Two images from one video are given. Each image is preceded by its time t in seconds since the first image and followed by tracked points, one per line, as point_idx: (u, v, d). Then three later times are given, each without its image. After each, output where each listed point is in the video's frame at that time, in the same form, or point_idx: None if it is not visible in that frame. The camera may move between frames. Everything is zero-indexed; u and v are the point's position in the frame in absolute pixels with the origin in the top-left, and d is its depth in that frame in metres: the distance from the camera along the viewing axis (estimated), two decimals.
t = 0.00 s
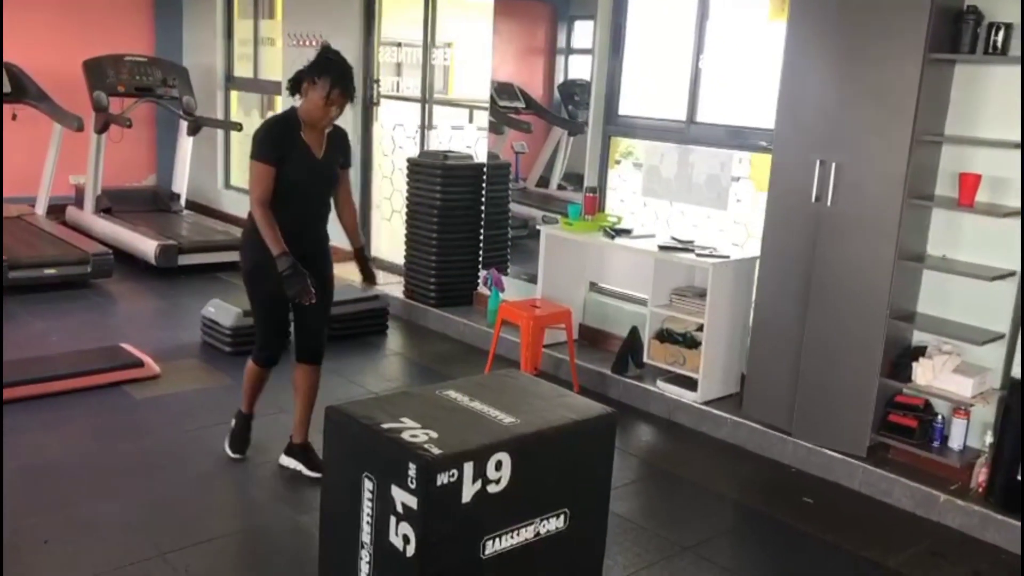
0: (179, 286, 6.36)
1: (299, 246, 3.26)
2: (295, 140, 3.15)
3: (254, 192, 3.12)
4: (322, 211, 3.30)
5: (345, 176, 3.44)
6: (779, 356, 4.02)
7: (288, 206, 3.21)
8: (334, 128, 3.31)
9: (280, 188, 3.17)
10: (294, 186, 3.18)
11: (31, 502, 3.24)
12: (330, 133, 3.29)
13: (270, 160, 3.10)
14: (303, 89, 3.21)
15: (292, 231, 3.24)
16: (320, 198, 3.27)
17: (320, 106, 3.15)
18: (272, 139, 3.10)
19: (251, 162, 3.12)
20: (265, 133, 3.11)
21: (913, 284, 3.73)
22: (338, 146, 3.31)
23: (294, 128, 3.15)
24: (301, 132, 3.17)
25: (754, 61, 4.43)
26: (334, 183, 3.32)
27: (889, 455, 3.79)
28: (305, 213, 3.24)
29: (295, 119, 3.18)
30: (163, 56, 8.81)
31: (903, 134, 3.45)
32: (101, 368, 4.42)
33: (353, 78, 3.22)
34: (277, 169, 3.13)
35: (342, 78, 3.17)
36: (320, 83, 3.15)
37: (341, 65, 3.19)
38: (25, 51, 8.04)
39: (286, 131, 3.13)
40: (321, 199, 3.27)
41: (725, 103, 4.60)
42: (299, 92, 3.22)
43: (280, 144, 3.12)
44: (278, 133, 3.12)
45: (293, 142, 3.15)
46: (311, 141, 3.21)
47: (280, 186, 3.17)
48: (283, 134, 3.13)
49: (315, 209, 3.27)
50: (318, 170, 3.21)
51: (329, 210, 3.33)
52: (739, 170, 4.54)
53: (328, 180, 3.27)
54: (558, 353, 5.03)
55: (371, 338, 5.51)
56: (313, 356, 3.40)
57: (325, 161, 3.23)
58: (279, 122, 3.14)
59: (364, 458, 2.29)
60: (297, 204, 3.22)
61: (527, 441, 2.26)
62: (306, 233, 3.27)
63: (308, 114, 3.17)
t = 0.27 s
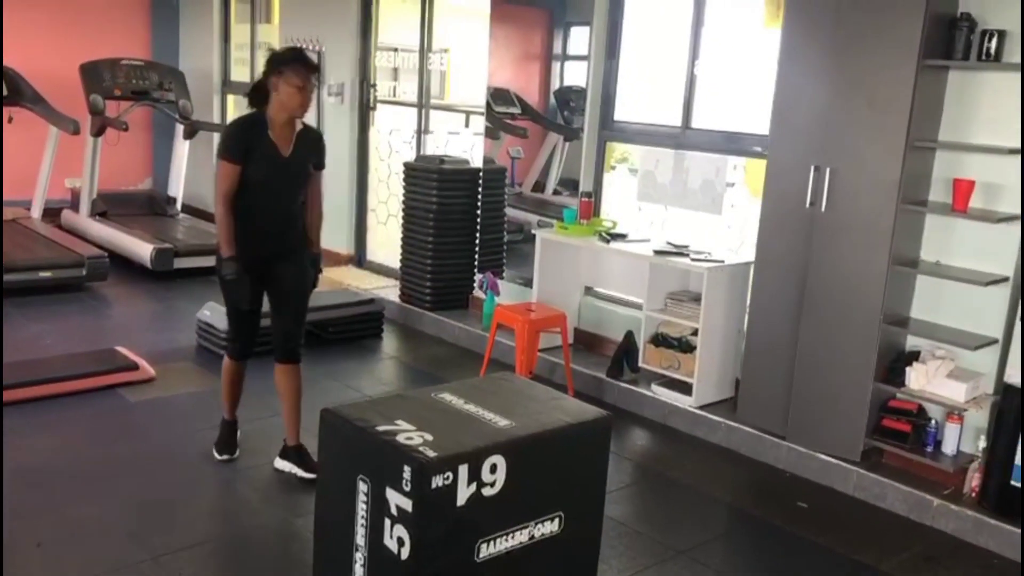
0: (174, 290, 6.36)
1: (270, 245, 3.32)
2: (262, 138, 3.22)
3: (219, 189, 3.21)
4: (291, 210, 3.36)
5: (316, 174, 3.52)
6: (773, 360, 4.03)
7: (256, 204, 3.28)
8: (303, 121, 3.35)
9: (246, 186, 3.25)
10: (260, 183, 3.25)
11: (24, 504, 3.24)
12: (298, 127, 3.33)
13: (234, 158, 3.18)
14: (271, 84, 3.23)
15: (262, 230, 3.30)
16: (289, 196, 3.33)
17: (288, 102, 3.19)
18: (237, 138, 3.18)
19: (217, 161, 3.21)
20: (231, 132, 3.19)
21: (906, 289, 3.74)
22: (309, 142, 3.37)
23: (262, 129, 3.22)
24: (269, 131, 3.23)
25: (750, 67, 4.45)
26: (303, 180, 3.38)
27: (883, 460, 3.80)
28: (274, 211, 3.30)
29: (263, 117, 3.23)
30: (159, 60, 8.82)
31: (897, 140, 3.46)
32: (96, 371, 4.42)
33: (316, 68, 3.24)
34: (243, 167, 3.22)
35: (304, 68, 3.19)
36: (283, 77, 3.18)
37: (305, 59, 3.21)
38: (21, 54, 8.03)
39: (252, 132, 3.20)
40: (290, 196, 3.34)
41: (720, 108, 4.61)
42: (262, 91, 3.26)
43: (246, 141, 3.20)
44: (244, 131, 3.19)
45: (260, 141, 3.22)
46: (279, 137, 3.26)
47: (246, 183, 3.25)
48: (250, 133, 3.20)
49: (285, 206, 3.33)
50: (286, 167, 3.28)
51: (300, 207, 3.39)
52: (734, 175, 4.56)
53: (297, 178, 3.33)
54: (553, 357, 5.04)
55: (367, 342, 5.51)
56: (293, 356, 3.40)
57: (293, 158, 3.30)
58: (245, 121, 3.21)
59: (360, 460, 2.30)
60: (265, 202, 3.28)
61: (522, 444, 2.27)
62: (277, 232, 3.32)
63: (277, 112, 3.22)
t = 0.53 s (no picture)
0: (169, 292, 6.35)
1: (244, 244, 3.31)
2: (229, 137, 3.24)
3: (185, 189, 3.26)
4: (266, 209, 3.34)
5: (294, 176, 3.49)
6: (769, 367, 4.03)
7: (228, 203, 3.28)
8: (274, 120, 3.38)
9: (215, 186, 3.27)
10: (230, 182, 3.27)
11: (15, 505, 3.22)
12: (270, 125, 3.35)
13: (201, 158, 3.21)
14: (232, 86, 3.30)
15: (236, 230, 3.29)
16: (262, 195, 3.32)
17: (248, 96, 3.24)
18: (206, 138, 3.21)
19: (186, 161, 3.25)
20: (200, 133, 3.22)
21: (902, 297, 3.75)
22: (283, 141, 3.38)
23: (230, 129, 3.26)
24: (236, 130, 3.27)
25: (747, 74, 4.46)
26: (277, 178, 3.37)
27: (878, 467, 3.80)
28: (247, 210, 3.30)
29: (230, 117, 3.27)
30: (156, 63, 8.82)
31: (893, 148, 3.47)
32: (90, 372, 4.40)
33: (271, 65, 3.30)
34: (211, 167, 3.25)
35: (258, 62, 3.26)
36: (238, 73, 3.25)
37: (261, 57, 3.28)
38: (18, 55, 8.02)
39: (220, 132, 3.23)
40: (263, 194, 3.33)
41: (717, 115, 4.62)
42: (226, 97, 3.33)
43: (214, 141, 3.22)
44: (213, 131, 3.22)
45: (228, 140, 3.24)
46: (248, 135, 3.29)
47: (215, 183, 3.27)
48: (219, 132, 3.23)
49: (260, 205, 3.32)
50: (255, 165, 3.29)
51: (276, 206, 3.39)
52: (730, 182, 4.57)
53: (268, 175, 3.33)
54: (549, 362, 5.03)
55: (361, 346, 5.50)
56: (281, 357, 3.42)
57: (262, 155, 3.31)
58: (213, 122, 3.24)
59: (353, 462, 2.29)
60: (235, 201, 3.28)
61: (516, 447, 2.26)
62: (251, 231, 3.31)
63: (243, 112, 3.27)
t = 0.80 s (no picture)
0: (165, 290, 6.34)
1: (231, 237, 3.31)
2: (211, 128, 3.26)
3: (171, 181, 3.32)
4: (252, 200, 3.32)
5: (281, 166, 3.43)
6: (764, 367, 4.04)
7: (212, 195, 3.28)
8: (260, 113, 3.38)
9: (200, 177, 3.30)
10: (213, 173, 3.27)
11: (9, 499, 3.22)
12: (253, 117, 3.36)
13: (183, 150, 3.25)
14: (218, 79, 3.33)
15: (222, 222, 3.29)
16: (248, 186, 3.31)
17: (231, 89, 3.26)
18: (190, 130, 3.24)
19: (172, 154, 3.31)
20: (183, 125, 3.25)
21: (897, 299, 3.76)
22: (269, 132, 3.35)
23: (213, 120, 3.27)
24: (218, 120, 3.28)
25: (746, 76, 4.47)
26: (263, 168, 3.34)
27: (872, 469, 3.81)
28: (232, 202, 3.29)
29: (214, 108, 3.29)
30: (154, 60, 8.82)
31: (890, 150, 3.48)
32: (85, 368, 4.40)
33: (257, 59, 3.33)
34: (196, 159, 3.28)
35: (245, 57, 3.29)
36: (224, 66, 3.28)
37: (247, 50, 3.31)
38: (15, 51, 8.01)
39: (203, 123, 3.25)
40: (248, 184, 3.31)
41: (715, 117, 4.63)
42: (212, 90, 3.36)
43: (197, 133, 3.25)
44: (196, 123, 3.25)
45: (210, 131, 3.26)
46: (230, 125, 3.30)
47: (200, 174, 3.30)
48: (202, 124, 3.26)
49: (246, 196, 3.31)
50: (238, 155, 3.28)
51: (264, 196, 3.36)
52: (727, 183, 4.58)
53: (252, 164, 3.31)
54: (545, 362, 5.04)
55: (357, 344, 5.50)
56: (269, 353, 3.44)
57: (245, 145, 3.30)
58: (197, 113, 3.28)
59: (348, 458, 2.29)
60: (217, 192, 3.28)
61: (511, 443, 2.26)
62: (239, 222, 3.31)
63: (226, 103, 3.29)
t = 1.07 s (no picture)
0: (165, 285, 6.35)
1: (237, 232, 3.32)
2: (216, 123, 3.25)
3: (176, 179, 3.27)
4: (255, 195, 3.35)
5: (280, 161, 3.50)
6: (762, 362, 4.05)
7: (217, 191, 3.28)
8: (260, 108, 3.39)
9: (205, 174, 3.28)
10: (219, 169, 3.27)
11: (10, 492, 3.23)
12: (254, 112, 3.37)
13: (189, 146, 3.22)
14: (218, 74, 3.32)
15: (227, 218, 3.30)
16: (251, 181, 3.33)
17: (234, 85, 3.26)
18: (193, 126, 3.21)
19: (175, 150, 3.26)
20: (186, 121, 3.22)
21: (895, 293, 3.77)
22: (270, 127, 3.40)
23: (215, 115, 3.25)
24: (222, 115, 3.28)
25: (744, 72, 4.47)
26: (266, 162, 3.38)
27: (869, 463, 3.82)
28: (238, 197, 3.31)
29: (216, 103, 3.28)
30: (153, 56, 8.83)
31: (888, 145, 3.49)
32: (85, 363, 4.41)
33: (259, 54, 3.34)
34: (201, 155, 3.26)
35: (247, 53, 3.29)
36: (226, 62, 3.27)
37: (248, 44, 3.31)
38: (15, 46, 8.01)
39: (206, 118, 3.23)
40: (252, 179, 3.34)
41: (714, 112, 4.64)
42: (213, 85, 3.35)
43: (201, 129, 3.23)
44: (199, 118, 3.22)
45: (215, 126, 3.25)
46: (233, 120, 3.30)
47: (205, 171, 3.28)
48: (206, 119, 3.23)
49: (250, 191, 3.33)
50: (243, 149, 3.30)
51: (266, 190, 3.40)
52: (725, 178, 4.59)
53: (256, 158, 3.34)
54: (544, 357, 5.05)
55: (357, 339, 5.51)
56: (277, 347, 3.46)
57: (249, 139, 3.32)
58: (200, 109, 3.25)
59: (348, 452, 2.30)
60: (224, 187, 3.29)
61: (509, 437, 2.28)
62: (244, 218, 3.32)
63: (228, 98, 3.28)
